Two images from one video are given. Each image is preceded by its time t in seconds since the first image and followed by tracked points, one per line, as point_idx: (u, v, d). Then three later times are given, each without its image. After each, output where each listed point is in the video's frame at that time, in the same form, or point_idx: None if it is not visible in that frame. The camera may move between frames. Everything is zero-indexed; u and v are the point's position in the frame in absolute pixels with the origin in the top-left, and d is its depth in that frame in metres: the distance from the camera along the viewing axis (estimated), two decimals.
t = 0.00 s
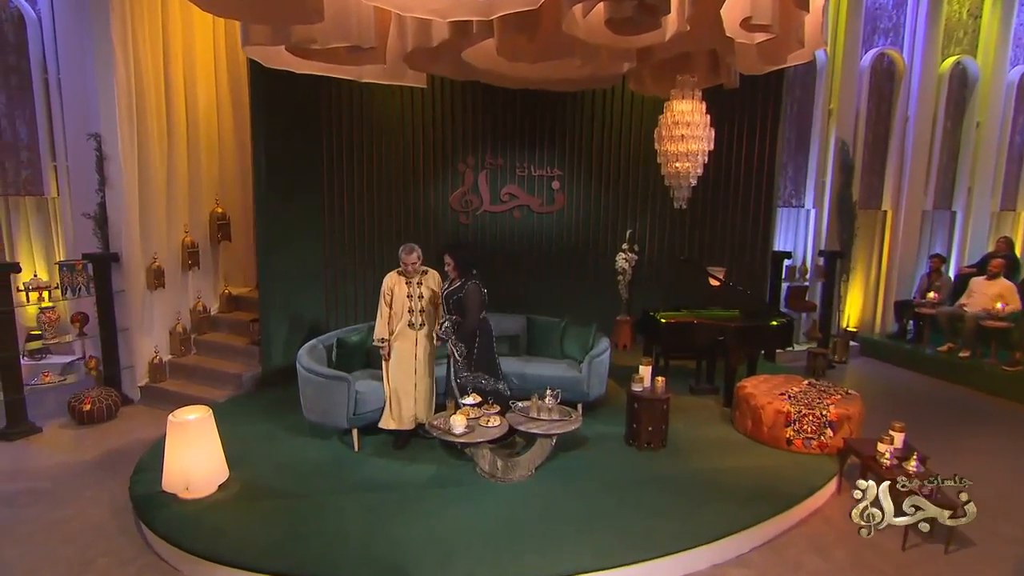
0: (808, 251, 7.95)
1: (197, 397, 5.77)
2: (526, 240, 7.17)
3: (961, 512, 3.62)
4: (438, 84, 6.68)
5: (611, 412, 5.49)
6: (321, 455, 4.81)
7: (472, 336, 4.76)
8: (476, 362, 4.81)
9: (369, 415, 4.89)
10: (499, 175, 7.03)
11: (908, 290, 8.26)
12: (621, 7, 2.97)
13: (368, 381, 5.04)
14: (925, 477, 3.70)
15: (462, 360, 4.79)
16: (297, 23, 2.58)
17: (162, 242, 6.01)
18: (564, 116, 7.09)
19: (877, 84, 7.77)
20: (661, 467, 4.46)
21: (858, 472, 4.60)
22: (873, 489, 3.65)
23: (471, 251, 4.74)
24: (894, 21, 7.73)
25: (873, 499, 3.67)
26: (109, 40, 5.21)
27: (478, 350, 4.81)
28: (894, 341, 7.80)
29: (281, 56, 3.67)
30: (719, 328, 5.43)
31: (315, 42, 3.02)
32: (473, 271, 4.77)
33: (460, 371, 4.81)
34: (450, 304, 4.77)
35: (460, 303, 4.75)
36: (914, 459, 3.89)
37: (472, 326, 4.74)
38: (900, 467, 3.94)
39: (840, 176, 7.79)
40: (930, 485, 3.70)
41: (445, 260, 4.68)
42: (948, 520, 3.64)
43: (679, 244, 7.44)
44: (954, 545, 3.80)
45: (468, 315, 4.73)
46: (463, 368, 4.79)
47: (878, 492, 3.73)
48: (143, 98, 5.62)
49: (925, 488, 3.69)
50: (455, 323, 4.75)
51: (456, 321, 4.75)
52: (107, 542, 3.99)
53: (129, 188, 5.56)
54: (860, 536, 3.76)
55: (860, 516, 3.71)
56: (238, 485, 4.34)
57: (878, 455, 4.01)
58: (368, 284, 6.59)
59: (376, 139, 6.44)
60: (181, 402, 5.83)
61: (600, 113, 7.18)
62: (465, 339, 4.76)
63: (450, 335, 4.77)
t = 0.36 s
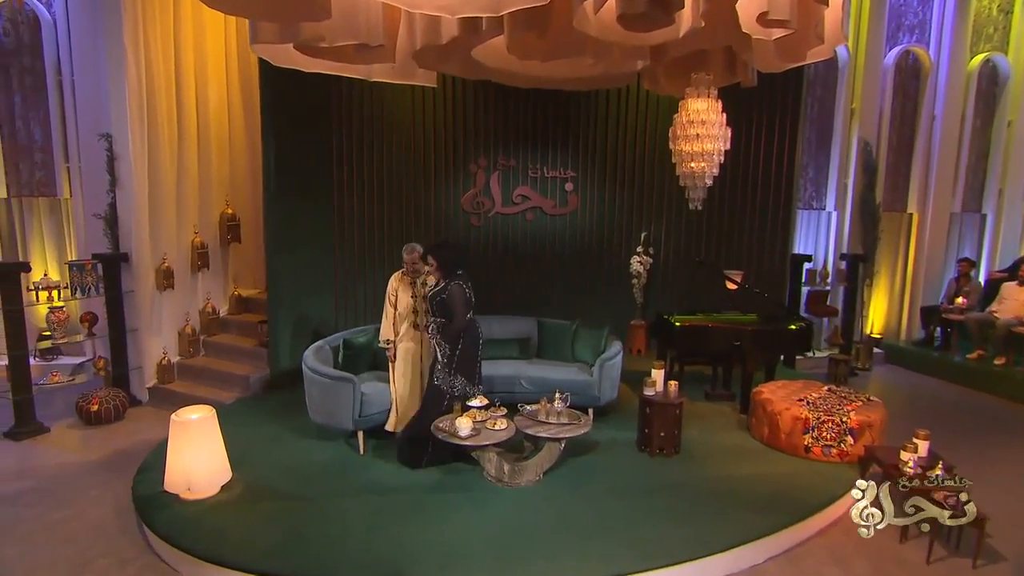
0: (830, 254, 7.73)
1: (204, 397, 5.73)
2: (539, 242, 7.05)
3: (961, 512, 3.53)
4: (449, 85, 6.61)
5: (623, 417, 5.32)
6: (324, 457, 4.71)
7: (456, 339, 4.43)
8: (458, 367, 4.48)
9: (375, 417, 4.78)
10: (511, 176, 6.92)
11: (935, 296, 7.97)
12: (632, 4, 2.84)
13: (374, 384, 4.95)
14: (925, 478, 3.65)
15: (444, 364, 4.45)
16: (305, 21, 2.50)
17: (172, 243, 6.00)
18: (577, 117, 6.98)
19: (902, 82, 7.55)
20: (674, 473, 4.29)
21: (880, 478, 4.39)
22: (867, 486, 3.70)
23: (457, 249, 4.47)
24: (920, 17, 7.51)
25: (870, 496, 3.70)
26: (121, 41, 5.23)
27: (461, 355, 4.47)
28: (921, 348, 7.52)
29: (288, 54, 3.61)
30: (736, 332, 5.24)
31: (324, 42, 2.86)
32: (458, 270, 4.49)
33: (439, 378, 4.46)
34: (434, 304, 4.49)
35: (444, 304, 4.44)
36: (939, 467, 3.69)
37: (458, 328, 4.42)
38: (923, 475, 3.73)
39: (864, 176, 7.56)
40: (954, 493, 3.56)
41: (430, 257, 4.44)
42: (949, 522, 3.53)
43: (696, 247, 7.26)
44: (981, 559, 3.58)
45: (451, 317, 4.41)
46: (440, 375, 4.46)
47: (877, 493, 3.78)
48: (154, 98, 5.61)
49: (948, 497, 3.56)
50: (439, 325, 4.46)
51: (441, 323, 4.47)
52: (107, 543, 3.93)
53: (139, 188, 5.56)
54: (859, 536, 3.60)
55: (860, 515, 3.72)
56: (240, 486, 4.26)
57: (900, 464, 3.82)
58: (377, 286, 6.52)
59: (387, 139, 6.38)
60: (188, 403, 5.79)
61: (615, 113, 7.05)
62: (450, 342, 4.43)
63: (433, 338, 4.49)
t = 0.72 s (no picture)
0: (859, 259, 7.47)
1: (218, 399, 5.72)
2: (557, 246, 6.93)
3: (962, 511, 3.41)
4: (466, 86, 6.55)
5: (642, 424, 5.15)
6: (335, 461, 4.63)
7: (435, 345, 4.21)
8: (435, 376, 4.22)
9: (386, 420, 4.69)
10: (530, 179, 6.82)
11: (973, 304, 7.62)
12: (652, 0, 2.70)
13: (385, 386, 4.87)
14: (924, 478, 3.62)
15: (421, 372, 4.22)
16: (319, 20, 2.42)
17: (190, 245, 6.02)
18: (596, 118, 6.86)
19: (936, 81, 7.30)
20: (692, 482, 4.10)
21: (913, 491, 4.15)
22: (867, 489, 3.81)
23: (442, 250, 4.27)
24: (954, 14, 7.27)
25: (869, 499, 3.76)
26: (141, 44, 5.29)
27: (439, 362, 4.24)
28: (958, 358, 7.18)
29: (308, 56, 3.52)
30: (759, 338, 5.04)
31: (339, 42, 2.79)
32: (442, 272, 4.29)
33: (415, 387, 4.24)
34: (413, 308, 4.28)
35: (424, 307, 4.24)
36: (975, 481, 3.46)
37: (435, 333, 4.19)
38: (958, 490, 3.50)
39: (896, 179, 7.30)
40: (992, 508, 3.34)
41: (410, 259, 4.23)
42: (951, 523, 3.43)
43: (719, 251, 7.06)
44: None
45: (429, 320, 4.20)
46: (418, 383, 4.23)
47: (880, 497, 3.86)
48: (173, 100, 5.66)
49: (985, 511, 3.34)
50: (417, 330, 4.24)
51: (419, 327, 4.25)
52: (114, 542, 3.89)
53: (157, 190, 5.60)
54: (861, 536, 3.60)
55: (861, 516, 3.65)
56: (248, 488, 4.20)
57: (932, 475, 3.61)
58: (393, 290, 6.46)
59: (404, 142, 6.34)
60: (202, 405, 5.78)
61: (636, 114, 6.92)
62: (426, 348, 4.21)
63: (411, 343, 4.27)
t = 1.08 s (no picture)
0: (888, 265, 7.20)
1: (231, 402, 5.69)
2: (575, 251, 6.80)
3: (963, 512, 3.24)
4: (481, 89, 6.49)
5: (659, 432, 4.97)
6: (343, 465, 4.55)
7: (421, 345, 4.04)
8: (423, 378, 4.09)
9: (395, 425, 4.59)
10: (547, 183, 6.72)
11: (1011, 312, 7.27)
12: None
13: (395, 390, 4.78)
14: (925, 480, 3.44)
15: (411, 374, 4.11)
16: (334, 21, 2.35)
17: (205, 248, 6.04)
18: (614, 121, 6.74)
19: (969, 80, 7.01)
20: (709, 491, 3.92)
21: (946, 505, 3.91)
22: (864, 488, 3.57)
23: (422, 248, 4.06)
24: (989, 11, 6.96)
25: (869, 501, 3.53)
26: (159, 47, 5.34)
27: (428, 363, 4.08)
28: (996, 369, 6.84)
29: (322, 57, 3.42)
30: (781, 342, 4.85)
31: (353, 42, 2.69)
32: (424, 270, 4.08)
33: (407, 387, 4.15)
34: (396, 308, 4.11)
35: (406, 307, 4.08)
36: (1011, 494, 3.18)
37: (418, 334, 4.03)
38: (992, 503, 3.24)
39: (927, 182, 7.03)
40: None
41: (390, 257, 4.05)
42: (951, 523, 3.25)
43: (741, 256, 6.87)
44: None
45: (411, 321, 4.02)
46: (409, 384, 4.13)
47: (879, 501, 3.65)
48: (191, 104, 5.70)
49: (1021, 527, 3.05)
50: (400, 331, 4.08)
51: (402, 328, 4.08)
52: (120, 542, 3.84)
53: (173, 192, 5.62)
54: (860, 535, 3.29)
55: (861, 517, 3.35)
56: (258, 490, 4.13)
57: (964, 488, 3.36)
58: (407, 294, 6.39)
59: (419, 146, 6.30)
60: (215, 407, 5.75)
61: (655, 117, 6.77)
62: (410, 349, 4.06)
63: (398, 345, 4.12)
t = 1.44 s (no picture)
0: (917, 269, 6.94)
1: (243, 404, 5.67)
2: (592, 254, 6.67)
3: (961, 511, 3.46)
4: (497, 90, 6.43)
5: (676, 438, 4.81)
6: (352, 467, 4.48)
7: (392, 347, 3.89)
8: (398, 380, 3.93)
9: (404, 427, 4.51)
10: (564, 186, 6.61)
11: None
12: None
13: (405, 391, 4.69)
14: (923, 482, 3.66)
15: (386, 377, 3.95)
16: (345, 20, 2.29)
17: (220, 252, 6.04)
18: (631, 123, 6.62)
19: (1004, 79, 6.74)
20: (726, 499, 3.76)
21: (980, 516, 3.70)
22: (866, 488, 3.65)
23: (403, 248, 3.95)
24: None
25: (870, 500, 3.56)
26: (176, 48, 5.39)
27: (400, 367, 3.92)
28: None
29: (334, 58, 3.35)
30: (804, 345, 4.67)
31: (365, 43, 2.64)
32: (403, 271, 3.96)
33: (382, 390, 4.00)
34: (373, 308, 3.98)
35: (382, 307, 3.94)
36: None
37: (392, 335, 3.87)
38: None
39: (959, 184, 6.77)
40: None
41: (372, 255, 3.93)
42: (951, 522, 3.45)
43: (763, 261, 6.67)
44: None
45: (383, 322, 3.87)
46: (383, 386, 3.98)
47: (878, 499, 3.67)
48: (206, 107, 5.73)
49: None
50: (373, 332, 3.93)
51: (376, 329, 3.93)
52: (129, 540, 3.80)
53: (189, 194, 5.65)
54: (860, 535, 3.29)
55: (861, 517, 3.43)
56: (266, 490, 4.08)
57: (997, 500, 3.18)
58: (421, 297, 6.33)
59: (433, 148, 6.26)
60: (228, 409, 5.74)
61: (674, 118, 6.63)
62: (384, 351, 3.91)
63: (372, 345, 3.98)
